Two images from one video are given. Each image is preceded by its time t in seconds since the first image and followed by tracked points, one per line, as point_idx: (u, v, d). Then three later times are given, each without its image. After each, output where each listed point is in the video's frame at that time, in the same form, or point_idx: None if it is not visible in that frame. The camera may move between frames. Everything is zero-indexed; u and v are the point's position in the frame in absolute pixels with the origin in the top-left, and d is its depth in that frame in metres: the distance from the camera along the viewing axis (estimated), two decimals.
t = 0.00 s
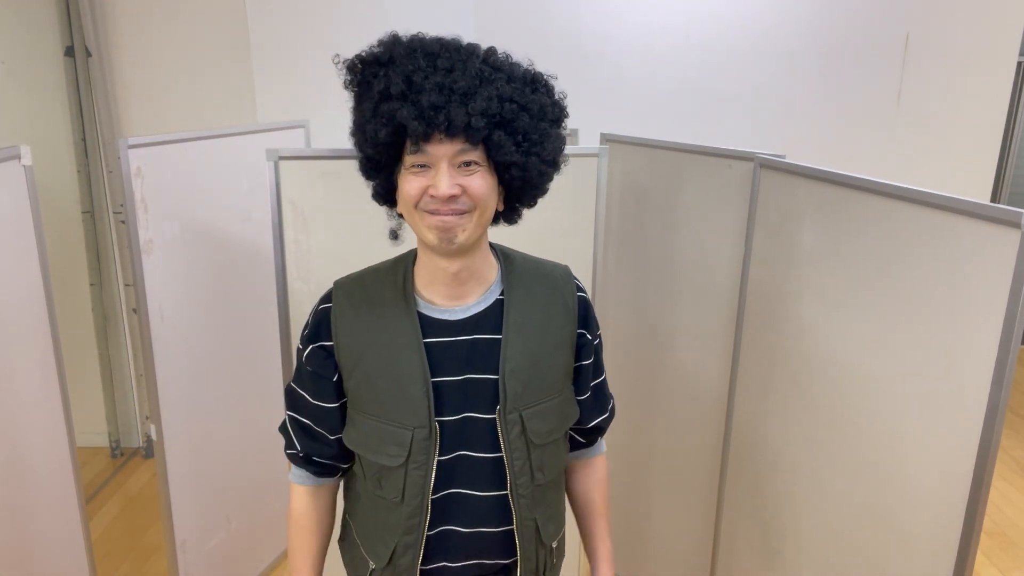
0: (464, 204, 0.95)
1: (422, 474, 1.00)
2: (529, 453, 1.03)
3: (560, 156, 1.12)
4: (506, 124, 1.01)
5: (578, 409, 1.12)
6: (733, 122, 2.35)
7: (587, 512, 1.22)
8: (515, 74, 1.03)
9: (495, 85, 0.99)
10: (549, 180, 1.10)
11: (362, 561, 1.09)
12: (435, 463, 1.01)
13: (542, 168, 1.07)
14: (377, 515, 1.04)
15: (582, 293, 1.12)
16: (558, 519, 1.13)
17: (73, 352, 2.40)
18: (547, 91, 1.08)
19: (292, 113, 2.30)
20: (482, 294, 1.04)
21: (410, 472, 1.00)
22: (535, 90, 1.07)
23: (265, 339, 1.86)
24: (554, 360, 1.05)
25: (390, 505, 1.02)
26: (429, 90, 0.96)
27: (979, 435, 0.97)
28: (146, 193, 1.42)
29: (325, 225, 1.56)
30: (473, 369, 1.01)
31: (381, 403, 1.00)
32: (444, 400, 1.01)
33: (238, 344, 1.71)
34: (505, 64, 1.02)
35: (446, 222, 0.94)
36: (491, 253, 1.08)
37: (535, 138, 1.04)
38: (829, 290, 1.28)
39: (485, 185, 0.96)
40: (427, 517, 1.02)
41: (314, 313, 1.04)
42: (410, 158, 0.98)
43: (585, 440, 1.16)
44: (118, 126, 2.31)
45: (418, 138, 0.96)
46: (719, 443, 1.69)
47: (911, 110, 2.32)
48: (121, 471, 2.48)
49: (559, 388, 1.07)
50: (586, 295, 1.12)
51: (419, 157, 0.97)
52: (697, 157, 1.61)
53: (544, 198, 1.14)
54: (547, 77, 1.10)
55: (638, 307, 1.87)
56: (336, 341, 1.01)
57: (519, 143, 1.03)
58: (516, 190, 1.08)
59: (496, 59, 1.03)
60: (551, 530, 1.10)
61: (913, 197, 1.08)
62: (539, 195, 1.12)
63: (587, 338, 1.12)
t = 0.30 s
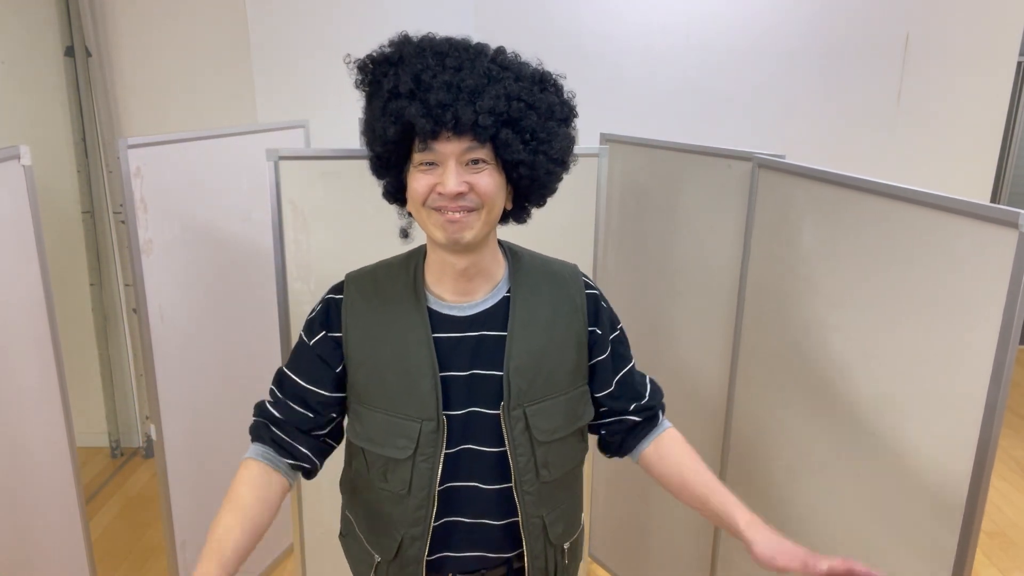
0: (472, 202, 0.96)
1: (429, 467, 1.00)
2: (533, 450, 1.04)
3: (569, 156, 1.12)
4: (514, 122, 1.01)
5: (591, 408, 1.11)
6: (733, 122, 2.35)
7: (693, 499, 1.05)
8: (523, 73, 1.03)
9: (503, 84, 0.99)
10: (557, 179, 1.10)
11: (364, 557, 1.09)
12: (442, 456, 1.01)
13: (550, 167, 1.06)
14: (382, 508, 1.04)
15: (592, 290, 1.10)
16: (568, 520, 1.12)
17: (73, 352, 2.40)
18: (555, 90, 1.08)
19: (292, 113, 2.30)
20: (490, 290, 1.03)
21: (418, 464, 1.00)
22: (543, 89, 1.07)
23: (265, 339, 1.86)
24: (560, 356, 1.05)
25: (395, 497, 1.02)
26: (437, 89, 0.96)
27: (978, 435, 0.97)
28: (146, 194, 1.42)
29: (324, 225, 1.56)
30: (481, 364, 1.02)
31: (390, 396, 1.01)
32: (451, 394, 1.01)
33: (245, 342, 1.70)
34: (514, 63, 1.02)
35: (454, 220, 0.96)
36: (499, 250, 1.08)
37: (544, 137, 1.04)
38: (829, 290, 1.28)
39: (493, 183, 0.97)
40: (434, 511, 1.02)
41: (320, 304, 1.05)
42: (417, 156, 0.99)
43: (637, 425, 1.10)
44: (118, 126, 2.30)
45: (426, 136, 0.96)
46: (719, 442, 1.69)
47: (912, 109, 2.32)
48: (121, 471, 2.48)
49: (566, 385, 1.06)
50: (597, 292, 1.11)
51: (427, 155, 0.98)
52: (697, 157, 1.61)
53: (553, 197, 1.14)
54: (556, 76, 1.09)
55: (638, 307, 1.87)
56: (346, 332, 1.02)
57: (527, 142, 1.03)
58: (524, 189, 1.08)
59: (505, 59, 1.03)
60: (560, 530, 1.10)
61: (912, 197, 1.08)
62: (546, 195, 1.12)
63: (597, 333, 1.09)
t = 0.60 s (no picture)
0: (476, 207, 0.96)
1: (432, 470, 1.01)
2: (539, 454, 1.03)
3: (574, 165, 1.12)
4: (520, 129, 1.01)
5: (599, 410, 1.10)
6: (733, 122, 2.35)
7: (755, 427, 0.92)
8: (531, 81, 1.03)
9: (510, 91, 1.00)
10: (562, 188, 1.10)
11: (360, 564, 1.09)
12: (445, 460, 1.01)
13: (555, 176, 1.07)
14: (379, 513, 1.04)
15: (596, 289, 1.10)
16: (584, 528, 1.11)
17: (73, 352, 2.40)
18: (562, 99, 1.08)
19: (292, 113, 2.30)
20: (491, 297, 1.04)
21: (421, 467, 1.01)
22: (550, 97, 1.07)
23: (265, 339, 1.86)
24: (564, 360, 1.05)
25: (395, 501, 1.02)
26: (444, 94, 0.96)
27: (977, 435, 0.97)
28: (146, 194, 1.42)
29: (324, 225, 1.56)
30: (485, 369, 1.02)
31: (396, 396, 1.02)
32: (456, 396, 1.02)
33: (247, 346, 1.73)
34: (521, 71, 1.03)
35: (458, 225, 0.95)
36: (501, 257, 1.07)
37: (549, 145, 1.04)
38: (828, 290, 1.28)
39: (498, 190, 0.98)
40: (434, 517, 1.02)
41: (324, 295, 1.06)
42: (423, 162, 1.00)
43: (670, 396, 1.01)
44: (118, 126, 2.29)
45: (431, 141, 0.96)
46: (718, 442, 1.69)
47: (912, 110, 2.32)
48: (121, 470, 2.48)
49: (571, 388, 1.06)
50: (603, 291, 1.11)
51: (433, 161, 0.99)
52: (697, 157, 1.61)
53: (558, 204, 1.14)
54: (562, 85, 1.10)
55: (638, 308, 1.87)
56: (353, 326, 1.03)
57: (532, 149, 1.03)
58: (529, 197, 1.09)
59: (512, 66, 1.03)
60: (574, 537, 1.09)
61: (910, 198, 1.08)
62: (550, 205, 1.12)
63: (601, 331, 1.08)
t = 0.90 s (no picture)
0: (465, 223, 0.95)
1: (426, 500, 0.99)
2: (527, 484, 1.02)
3: (568, 177, 1.12)
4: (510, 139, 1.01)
5: (593, 439, 1.08)
6: (733, 122, 2.35)
7: (736, 421, 0.87)
8: (520, 90, 1.03)
9: (499, 100, 0.99)
10: (556, 201, 1.10)
11: None
12: (440, 489, 1.00)
13: (548, 188, 1.07)
14: (368, 548, 1.02)
15: (591, 308, 1.09)
16: (577, 563, 1.09)
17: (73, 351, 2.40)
18: (553, 107, 1.08)
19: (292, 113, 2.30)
20: (482, 317, 1.05)
21: (414, 496, 0.99)
22: (541, 106, 1.07)
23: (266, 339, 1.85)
24: (554, 384, 1.03)
25: (386, 535, 1.00)
26: (428, 105, 0.96)
27: (978, 436, 0.97)
28: (146, 194, 1.41)
29: (324, 226, 1.56)
30: (475, 395, 1.02)
31: (386, 423, 1.00)
32: (449, 422, 1.01)
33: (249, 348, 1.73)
34: (510, 80, 1.03)
35: (446, 242, 0.95)
36: (492, 277, 1.08)
37: (543, 157, 1.04)
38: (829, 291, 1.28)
39: (487, 205, 0.97)
40: (428, 550, 1.00)
41: (308, 314, 1.06)
42: (408, 178, 0.99)
43: (665, 411, 0.96)
44: (118, 125, 2.29)
45: (416, 155, 0.96)
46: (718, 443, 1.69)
47: (912, 110, 2.32)
48: (121, 471, 2.47)
49: (561, 414, 1.04)
50: (597, 308, 1.10)
51: (419, 176, 0.98)
52: (697, 157, 1.61)
53: (551, 221, 1.14)
54: (554, 93, 1.10)
55: (638, 308, 1.87)
56: (339, 347, 1.02)
57: (524, 161, 1.03)
58: (522, 212, 1.09)
59: (500, 74, 1.03)
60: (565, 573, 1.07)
61: (911, 197, 1.08)
62: (544, 219, 1.12)
63: (593, 351, 1.06)
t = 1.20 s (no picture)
0: (438, 233, 0.94)
1: (389, 546, 0.97)
2: (498, 530, 0.98)
3: (550, 183, 1.12)
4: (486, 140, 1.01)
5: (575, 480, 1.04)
6: (733, 122, 2.35)
7: (704, 444, 0.85)
8: (499, 87, 1.03)
9: (475, 98, 0.99)
10: (538, 208, 1.10)
11: None
12: (404, 535, 0.98)
13: (529, 195, 1.07)
14: None
15: (576, 332, 1.07)
16: None
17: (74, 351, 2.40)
18: (533, 107, 1.08)
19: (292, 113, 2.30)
20: (456, 341, 1.03)
21: (376, 542, 0.97)
22: (521, 106, 1.07)
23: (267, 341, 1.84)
24: (531, 421, 1.00)
25: None
26: (397, 102, 0.95)
27: (978, 436, 0.97)
28: (146, 194, 1.39)
29: (323, 226, 1.57)
30: (445, 429, 1.00)
31: (348, 463, 0.98)
32: (417, 457, 0.99)
33: (241, 353, 1.71)
34: (489, 76, 1.02)
35: (418, 252, 0.94)
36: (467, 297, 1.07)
37: (523, 159, 1.04)
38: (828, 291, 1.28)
39: (461, 213, 0.95)
40: None
41: (263, 338, 1.03)
42: (376, 183, 0.97)
43: (654, 449, 0.93)
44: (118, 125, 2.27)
45: (384, 156, 0.95)
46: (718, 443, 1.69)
47: (911, 111, 2.32)
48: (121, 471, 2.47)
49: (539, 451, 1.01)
50: (583, 333, 1.08)
51: (387, 181, 0.97)
52: (697, 157, 1.61)
53: (532, 234, 1.14)
54: (534, 93, 1.09)
55: (637, 309, 1.87)
56: (296, 376, 0.99)
57: (502, 164, 1.03)
58: (502, 221, 1.08)
59: (476, 73, 1.03)
60: None
61: (910, 197, 1.08)
62: (525, 229, 1.12)
63: (577, 380, 1.03)
